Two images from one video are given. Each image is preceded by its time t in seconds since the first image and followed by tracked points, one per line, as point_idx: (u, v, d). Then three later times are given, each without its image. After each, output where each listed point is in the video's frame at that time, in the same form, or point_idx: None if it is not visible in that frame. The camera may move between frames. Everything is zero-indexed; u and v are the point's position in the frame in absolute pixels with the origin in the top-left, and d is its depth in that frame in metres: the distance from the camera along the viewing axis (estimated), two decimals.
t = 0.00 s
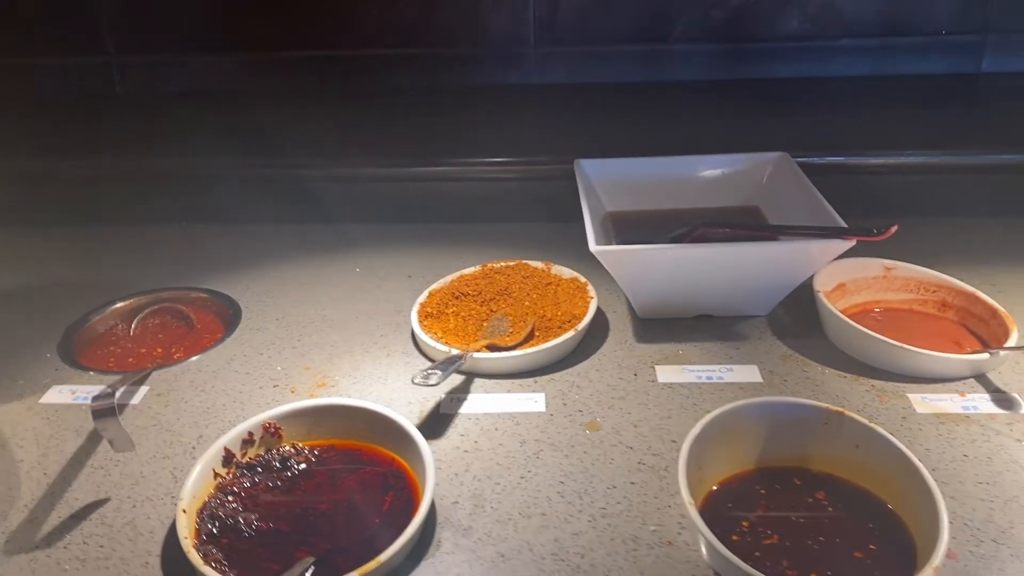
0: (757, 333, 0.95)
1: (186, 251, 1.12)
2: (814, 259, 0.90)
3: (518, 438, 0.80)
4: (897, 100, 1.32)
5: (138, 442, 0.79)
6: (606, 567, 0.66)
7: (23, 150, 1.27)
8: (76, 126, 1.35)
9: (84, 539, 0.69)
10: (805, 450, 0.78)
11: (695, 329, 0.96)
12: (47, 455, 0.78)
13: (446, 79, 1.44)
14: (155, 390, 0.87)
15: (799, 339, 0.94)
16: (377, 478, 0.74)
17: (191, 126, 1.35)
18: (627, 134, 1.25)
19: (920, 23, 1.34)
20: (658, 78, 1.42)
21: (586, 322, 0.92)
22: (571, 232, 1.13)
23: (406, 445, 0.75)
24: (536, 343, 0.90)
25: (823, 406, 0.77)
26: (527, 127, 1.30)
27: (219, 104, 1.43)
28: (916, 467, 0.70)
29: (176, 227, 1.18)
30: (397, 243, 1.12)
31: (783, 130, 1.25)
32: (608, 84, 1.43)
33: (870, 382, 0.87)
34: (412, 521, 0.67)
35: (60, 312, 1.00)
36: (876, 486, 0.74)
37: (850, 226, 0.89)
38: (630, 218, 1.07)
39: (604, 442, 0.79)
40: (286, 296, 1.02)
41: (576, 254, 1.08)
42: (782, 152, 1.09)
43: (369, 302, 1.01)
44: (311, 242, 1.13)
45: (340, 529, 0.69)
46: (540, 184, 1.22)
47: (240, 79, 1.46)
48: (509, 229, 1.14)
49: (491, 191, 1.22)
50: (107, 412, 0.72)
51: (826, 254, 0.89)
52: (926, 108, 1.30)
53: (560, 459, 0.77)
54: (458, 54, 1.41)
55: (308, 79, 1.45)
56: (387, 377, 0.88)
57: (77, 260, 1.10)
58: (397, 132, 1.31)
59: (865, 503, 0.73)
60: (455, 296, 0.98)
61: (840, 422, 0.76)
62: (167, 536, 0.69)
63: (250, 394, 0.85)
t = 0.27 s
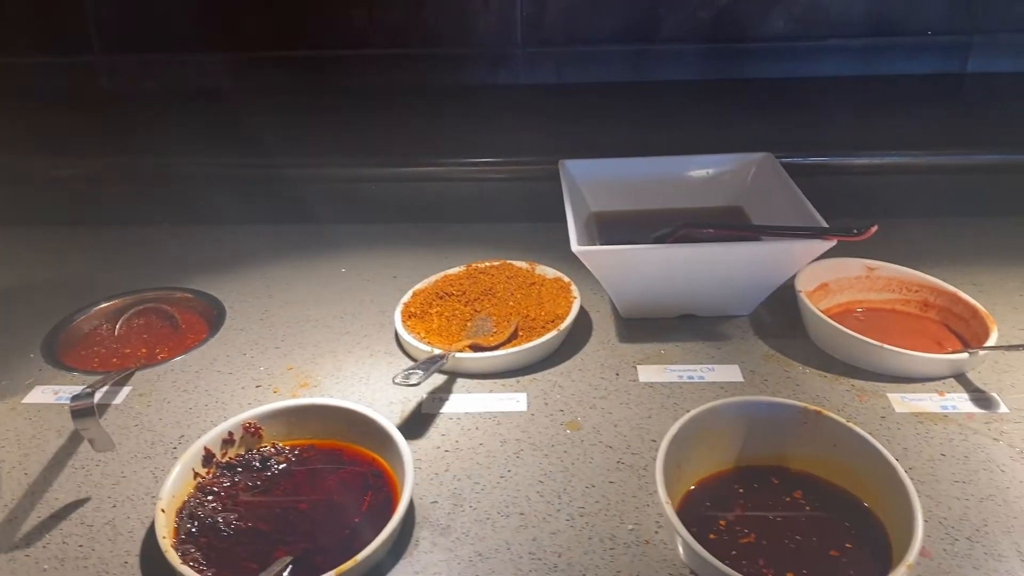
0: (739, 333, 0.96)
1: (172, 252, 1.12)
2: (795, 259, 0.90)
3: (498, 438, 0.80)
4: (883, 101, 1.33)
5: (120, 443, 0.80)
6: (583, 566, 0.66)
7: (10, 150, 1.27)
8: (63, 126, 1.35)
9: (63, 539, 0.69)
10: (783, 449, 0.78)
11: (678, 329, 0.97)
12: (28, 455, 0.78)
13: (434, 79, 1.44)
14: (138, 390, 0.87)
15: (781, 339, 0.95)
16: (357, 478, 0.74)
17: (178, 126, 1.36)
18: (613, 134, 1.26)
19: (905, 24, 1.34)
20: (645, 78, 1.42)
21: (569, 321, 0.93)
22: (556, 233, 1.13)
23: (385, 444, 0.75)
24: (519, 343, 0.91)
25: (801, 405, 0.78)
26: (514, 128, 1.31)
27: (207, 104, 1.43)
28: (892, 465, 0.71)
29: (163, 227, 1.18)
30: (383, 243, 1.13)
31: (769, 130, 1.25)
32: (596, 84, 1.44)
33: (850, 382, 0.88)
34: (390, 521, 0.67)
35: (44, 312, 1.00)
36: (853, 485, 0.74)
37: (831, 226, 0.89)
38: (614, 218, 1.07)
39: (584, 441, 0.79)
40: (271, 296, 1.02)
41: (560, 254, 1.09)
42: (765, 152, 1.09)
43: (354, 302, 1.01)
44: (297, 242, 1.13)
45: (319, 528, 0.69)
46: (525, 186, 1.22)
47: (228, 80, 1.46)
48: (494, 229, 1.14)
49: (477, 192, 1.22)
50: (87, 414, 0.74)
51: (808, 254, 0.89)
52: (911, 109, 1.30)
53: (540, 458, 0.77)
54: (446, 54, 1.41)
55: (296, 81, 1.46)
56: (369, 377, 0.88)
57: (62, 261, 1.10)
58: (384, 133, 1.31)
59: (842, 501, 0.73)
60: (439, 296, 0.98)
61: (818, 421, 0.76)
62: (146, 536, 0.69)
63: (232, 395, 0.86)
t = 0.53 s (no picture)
0: (721, 331, 0.96)
1: (158, 251, 1.12)
2: (776, 258, 0.90)
3: (479, 436, 0.81)
4: (868, 101, 1.34)
5: (102, 441, 0.80)
6: (560, 562, 0.67)
7: None
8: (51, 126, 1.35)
9: (43, 537, 0.69)
10: (761, 447, 0.79)
11: (661, 327, 0.97)
12: (10, 453, 0.78)
13: (422, 79, 1.45)
14: (121, 388, 0.87)
15: (762, 337, 0.95)
16: (337, 475, 0.75)
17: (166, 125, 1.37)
18: (599, 134, 1.26)
19: (890, 24, 1.35)
20: (632, 78, 1.43)
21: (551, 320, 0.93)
22: (541, 232, 1.13)
23: (365, 442, 0.76)
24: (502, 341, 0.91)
25: (779, 403, 0.78)
26: (501, 127, 1.31)
27: (195, 104, 1.43)
28: (868, 462, 0.71)
29: (149, 227, 1.18)
30: (369, 242, 1.13)
31: (754, 130, 1.26)
32: (584, 84, 1.44)
33: (831, 380, 0.88)
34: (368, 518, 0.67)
35: (28, 311, 1.00)
36: (830, 482, 0.75)
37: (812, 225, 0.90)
38: (599, 217, 1.08)
39: (565, 439, 0.80)
40: (256, 295, 1.03)
41: (545, 253, 1.09)
42: (749, 152, 1.10)
43: (339, 301, 1.01)
44: (283, 241, 1.14)
45: (297, 525, 0.69)
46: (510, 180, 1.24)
47: (217, 79, 1.46)
48: (480, 229, 1.14)
49: (464, 191, 1.23)
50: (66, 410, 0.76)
51: (789, 253, 0.90)
52: (896, 109, 1.31)
53: (520, 456, 0.78)
54: (434, 54, 1.41)
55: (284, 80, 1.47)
56: (352, 376, 0.88)
57: (48, 260, 1.10)
58: (371, 132, 1.31)
59: (819, 498, 0.74)
60: (423, 295, 0.99)
61: (796, 418, 0.77)
62: (126, 534, 0.69)
63: (215, 393, 0.86)
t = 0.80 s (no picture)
0: (704, 328, 0.97)
1: (143, 249, 1.12)
2: (758, 256, 0.91)
3: (460, 432, 0.81)
4: (853, 99, 1.34)
5: (85, 438, 0.80)
6: (538, 557, 0.67)
7: None
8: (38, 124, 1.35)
9: (24, 533, 0.70)
10: (740, 443, 0.80)
11: (644, 325, 0.98)
12: None
13: (410, 77, 1.45)
14: (105, 386, 0.87)
15: (744, 335, 0.96)
16: (318, 472, 0.75)
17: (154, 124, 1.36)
18: (586, 132, 1.27)
19: (875, 23, 1.36)
20: (620, 77, 1.44)
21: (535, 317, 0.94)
22: (527, 230, 1.14)
23: (346, 439, 0.76)
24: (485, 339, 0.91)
25: (758, 399, 0.79)
26: (488, 126, 1.32)
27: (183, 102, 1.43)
28: (844, 457, 0.72)
29: (135, 225, 1.18)
30: (355, 240, 1.13)
31: (740, 128, 1.26)
32: (571, 83, 1.45)
33: (811, 376, 0.89)
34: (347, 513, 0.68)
35: (13, 310, 1.00)
36: (808, 478, 0.75)
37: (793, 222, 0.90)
38: (584, 215, 1.08)
39: (545, 435, 0.80)
40: (240, 293, 1.03)
41: (530, 251, 1.10)
42: (733, 150, 1.10)
43: (324, 299, 1.02)
44: (269, 239, 1.14)
45: (277, 521, 0.70)
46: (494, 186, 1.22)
47: (205, 78, 1.47)
48: (466, 227, 1.15)
49: (450, 190, 1.23)
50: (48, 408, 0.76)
51: (771, 250, 0.90)
52: (881, 107, 1.32)
53: (500, 452, 0.78)
54: (422, 53, 1.42)
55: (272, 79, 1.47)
56: (335, 374, 0.89)
57: (33, 258, 1.10)
58: (358, 131, 1.32)
59: (796, 493, 0.75)
60: (407, 293, 0.99)
61: (774, 414, 0.78)
62: (106, 530, 0.70)
63: (198, 390, 0.86)
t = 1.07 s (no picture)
0: (689, 327, 0.97)
1: (131, 248, 1.12)
2: (742, 255, 0.91)
3: (445, 430, 0.81)
4: (841, 99, 1.35)
5: (69, 436, 0.80)
6: (519, 554, 0.68)
7: None
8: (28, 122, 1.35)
9: (7, 531, 0.70)
10: (722, 440, 0.80)
11: (629, 323, 0.98)
12: None
13: (400, 77, 1.45)
14: (90, 384, 0.88)
15: (729, 333, 0.96)
16: (301, 470, 0.75)
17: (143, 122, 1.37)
18: (574, 131, 1.27)
19: (862, 24, 1.37)
20: (608, 77, 1.44)
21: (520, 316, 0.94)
22: (514, 229, 1.14)
23: (330, 437, 0.76)
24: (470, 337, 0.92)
25: (740, 397, 0.79)
26: (477, 125, 1.32)
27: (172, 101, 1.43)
28: (824, 455, 0.72)
29: (123, 224, 1.18)
30: (343, 239, 1.14)
31: (727, 128, 1.27)
32: (560, 82, 1.45)
33: (794, 374, 0.89)
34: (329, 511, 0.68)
35: None
36: (789, 475, 0.76)
37: (777, 221, 0.91)
38: (571, 214, 1.08)
39: (529, 433, 0.81)
40: (227, 292, 1.03)
41: (517, 250, 1.10)
42: (719, 150, 1.11)
43: (311, 297, 1.02)
44: (257, 238, 1.14)
45: (260, 519, 0.70)
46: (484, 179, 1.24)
47: (195, 77, 1.47)
48: (454, 225, 1.15)
49: (438, 189, 1.24)
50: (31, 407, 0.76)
51: (755, 249, 0.91)
52: (868, 107, 1.33)
53: (484, 450, 0.79)
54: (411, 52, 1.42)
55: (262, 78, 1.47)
56: (321, 372, 0.89)
57: (20, 257, 1.10)
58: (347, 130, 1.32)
59: (777, 491, 0.75)
60: (394, 291, 0.99)
61: (756, 412, 0.78)
62: (89, 528, 0.70)
63: (184, 389, 0.86)
